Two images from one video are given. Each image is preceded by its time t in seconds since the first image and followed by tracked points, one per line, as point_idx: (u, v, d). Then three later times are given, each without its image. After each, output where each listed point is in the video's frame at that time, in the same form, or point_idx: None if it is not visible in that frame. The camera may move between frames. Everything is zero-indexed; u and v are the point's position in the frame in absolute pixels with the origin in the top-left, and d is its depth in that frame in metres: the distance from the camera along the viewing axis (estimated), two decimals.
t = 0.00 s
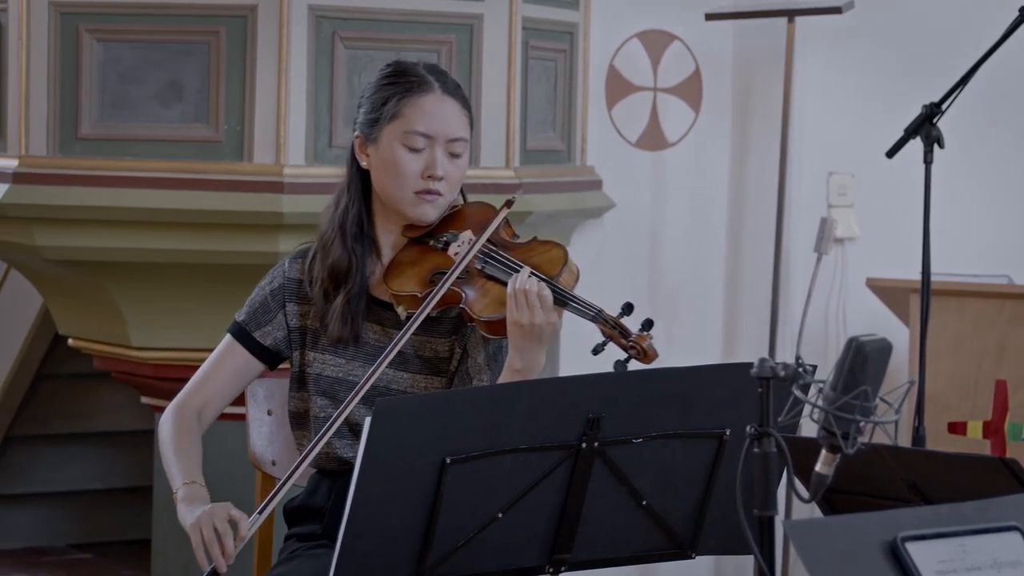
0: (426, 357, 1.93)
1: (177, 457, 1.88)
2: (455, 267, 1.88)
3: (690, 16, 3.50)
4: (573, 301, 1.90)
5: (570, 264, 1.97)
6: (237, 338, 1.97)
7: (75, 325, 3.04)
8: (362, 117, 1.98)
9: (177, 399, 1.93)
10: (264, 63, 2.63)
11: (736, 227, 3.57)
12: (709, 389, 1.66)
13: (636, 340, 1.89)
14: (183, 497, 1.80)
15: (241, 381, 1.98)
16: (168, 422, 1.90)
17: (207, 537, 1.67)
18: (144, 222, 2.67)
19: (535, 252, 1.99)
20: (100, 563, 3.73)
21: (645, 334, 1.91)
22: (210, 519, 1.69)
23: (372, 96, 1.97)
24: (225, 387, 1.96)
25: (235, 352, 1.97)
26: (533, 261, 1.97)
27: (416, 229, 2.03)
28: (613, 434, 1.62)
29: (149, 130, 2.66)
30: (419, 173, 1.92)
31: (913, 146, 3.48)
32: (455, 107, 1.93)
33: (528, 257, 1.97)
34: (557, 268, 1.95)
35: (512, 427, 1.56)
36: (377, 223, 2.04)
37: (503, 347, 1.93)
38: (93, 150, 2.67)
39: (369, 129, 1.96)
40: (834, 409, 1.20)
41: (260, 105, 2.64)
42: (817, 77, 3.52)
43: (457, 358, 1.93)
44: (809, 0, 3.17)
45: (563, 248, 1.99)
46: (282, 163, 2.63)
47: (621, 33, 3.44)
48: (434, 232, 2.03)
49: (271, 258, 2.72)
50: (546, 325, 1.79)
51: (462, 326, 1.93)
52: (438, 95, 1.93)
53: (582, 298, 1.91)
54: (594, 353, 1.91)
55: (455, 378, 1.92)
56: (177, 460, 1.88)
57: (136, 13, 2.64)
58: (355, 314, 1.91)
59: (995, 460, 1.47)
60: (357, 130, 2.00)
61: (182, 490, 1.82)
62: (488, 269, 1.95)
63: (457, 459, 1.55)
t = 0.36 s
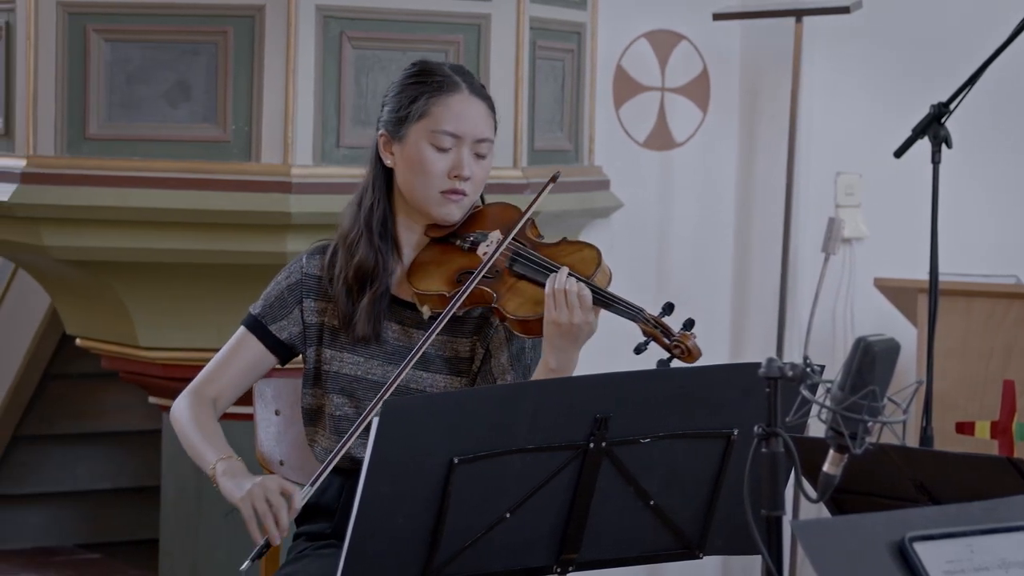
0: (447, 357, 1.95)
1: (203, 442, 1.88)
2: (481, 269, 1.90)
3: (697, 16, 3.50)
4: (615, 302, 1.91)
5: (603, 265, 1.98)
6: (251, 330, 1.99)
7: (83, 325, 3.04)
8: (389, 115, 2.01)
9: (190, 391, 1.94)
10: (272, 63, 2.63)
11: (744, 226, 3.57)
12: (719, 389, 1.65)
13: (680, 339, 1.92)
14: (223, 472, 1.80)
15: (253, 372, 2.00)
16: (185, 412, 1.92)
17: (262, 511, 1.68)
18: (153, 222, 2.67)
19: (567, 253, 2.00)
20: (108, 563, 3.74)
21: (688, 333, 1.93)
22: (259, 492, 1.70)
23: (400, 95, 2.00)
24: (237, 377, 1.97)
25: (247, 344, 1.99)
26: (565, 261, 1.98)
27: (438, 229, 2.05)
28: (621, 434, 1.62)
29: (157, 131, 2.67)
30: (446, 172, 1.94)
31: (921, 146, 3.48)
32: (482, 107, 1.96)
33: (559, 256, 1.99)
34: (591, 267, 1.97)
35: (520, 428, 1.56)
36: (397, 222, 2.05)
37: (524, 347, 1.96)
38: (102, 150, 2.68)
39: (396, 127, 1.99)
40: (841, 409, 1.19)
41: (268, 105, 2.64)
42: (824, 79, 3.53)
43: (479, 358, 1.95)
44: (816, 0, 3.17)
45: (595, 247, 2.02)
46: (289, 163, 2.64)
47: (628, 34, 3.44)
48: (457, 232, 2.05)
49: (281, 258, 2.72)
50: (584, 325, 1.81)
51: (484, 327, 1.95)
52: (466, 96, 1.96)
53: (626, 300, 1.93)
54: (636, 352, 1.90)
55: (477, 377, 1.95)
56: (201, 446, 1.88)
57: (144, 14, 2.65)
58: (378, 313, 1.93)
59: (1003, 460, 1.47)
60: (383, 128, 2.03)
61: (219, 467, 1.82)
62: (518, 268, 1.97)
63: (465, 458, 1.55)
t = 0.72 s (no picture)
0: (464, 357, 2.01)
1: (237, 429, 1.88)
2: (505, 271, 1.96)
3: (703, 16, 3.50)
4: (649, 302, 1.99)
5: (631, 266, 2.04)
6: (267, 325, 1.99)
7: (90, 326, 3.05)
8: (405, 116, 2.03)
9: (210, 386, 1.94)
10: (279, 63, 2.64)
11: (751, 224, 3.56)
12: (726, 389, 1.65)
13: (720, 335, 1.98)
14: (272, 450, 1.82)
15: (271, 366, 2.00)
16: (210, 407, 1.91)
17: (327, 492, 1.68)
18: (160, 222, 2.68)
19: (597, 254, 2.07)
20: (115, 564, 3.75)
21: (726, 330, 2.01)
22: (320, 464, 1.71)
23: (416, 96, 2.02)
24: (258, 369, 1.98)
25: (264, 338, 1.99)
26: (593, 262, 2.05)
27: (454, 230, 2.09)
28: (628, 434, 1.62)
29: (164, 131, 2.67)
30: (464, 173, 1.96)
31: (927, 146, 3.48)
32: (499, 108, 1.99)
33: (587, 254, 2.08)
34: (619, 267, 2.03)
35: (526, 428, 1.56)
36: (412, 223, 2.07)
37: (543, 345, 2.05)
38: (108, 150, 2.68)
39: (413, 128, 2.01)
40: (849, 409, 1.18)
41: (275, 105, 2.64)
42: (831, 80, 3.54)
43: (498, 357, 2.02)
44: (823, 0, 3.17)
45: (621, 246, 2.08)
46: (297, 162, 2.64)
47: (635, 34, 3.44)
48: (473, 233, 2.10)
49: (288, 259, 2.72)
50: (618, 324, 1.92)
51: (502, 328, 2.02)
52: (482, 96, 1.98)
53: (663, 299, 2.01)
54: (675, 349, 1.97)
55: (496, 374, 2.02)
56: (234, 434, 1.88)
57: (151, 13, 2.65)
58: (395, 313, 1.97)
59: (1011, 460, 1.47)
60: (399, 129, 2.05)
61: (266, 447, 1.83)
62: (544, 268, 2.04)
63: (472, 459, 1.55)
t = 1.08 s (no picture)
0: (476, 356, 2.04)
1: (258, 414, 1.86)
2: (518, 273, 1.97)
3: (704, 15, 3.50)
4: (671, 299, 1.98)
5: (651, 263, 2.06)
6: (274, 318, 1.96)
7: (91, 325, 3.05)
8: (414, 115, 2.03)
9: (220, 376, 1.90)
10: (280, 63, 2.64)
11: (752, 224, 3.57)
12: (726, 389, 1.65)
13: (747, 331, 1.97)
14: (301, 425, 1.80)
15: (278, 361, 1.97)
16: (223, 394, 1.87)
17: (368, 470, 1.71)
18: (161, 222, 2.68)
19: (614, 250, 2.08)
20: (116, 564, 3.75)
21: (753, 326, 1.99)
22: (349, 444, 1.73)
23: (425, 96, 2.01)
24: (267, 361, 1.94)
25: (273, 331, 1.96)
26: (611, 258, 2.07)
27: (465, 229, 2.09)
28: (628, 434, 1.62)
29: (166, 131, 2.67)
30: (475, 172, 1.97)
31: (929, 146, 3.48)
32: (507, 108, 1.99)
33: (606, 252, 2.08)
34: (639, 265, 2.04)
35: (527, 428, 1.56)
36: (421, 222, 2.08)
37: (555, 343, 2.08)
38: (109, 150, 2.69)
39: (422, 128, 2.01)
40: (850, 409, 1.18)
41: (276, 105, 2.65)
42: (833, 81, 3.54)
43: (511, 356, 2.05)
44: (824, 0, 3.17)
45: (639, 244, 2.09)
46: (297, 162, 2.64)
47: (636, 34, 3.45)
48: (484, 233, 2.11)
49: (290, 259, 2.72)
50: (641, 321, 1.94)
51: (513, 327, 2.05)
52: (491, 96, 1.98)
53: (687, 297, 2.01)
54: (703, 346, 1.88)
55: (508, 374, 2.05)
56: (255, 418, 1.86)
57: (152, 13, 2.65)
58: (406, 313, 1.97)
59: (1012, 460, 1.46)
60: (407, 129, 2.04)
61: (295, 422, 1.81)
62: (561, 267, 2.05)
63: (472, 459, 1.55)
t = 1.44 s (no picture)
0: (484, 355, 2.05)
1: (279, 395, 1.86)
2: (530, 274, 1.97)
3: (704, 15, 3.50)
4: (690, 295, 1.99)
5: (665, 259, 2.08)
6: (282, 311, 1.95)
7: (91, 325, 3.05)
8: (422, 115, 2.02)
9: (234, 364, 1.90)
10: (280, 63, 2.64)
11: (752, 225, 3.57)
12: (726, 389, 1.65)
13: (769, 325, 1.96)
14: (329, 399, 1.82)
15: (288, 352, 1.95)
16: (239, 384, 1.87)
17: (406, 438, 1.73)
18: (161, 222, 2.68)
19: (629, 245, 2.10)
20: (116, 564, 3.75)
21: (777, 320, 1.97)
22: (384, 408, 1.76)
23: (432, 96, 2.01)
24: (279, 351, 1.93)
25: (283, 323, 1.95)
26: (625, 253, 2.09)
27: (473, 229, 2.09)
28: (628, 434, 1.62)
29: (166, 131, 2.67)
30: (483, 172, 1.96)
31: (929, 146, 3.48)
32: (515, 108, 1.99)
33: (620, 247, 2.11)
34: (654, 262, 2.06)
35: (528, 428, 1.56)
36: (429, 222, 2.08)
37: (564, 341, 2.08)
38: (109, 150, 2.69)
39: (430, 128, 2.01)
40: (850, 409, 1.18)
41: (276, 105, 2.65)
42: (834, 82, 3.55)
43: (519, 356, 2.07)
44: None
45: (651, 241, 2.11)
46: (298, 162, 2.64)
47: (636, 34, 3.45)
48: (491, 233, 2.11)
49: (290, 259, 2.72)
50: (659, 315, 1.95)
51: (522, 325, 2.07)
52: (498, 96, 1.99)
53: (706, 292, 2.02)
54: (724, 341, 1.91)
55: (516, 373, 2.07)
56: (276, 399, 1.86)
57: (151, 13, 2.65)
58: (414, 313, 1.97)
59: (1012, 460, 1.46)
60: (415, 129, 2.04)
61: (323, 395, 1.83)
62: (576, 264, 2.07)
63: (472, 459, 1.55)
